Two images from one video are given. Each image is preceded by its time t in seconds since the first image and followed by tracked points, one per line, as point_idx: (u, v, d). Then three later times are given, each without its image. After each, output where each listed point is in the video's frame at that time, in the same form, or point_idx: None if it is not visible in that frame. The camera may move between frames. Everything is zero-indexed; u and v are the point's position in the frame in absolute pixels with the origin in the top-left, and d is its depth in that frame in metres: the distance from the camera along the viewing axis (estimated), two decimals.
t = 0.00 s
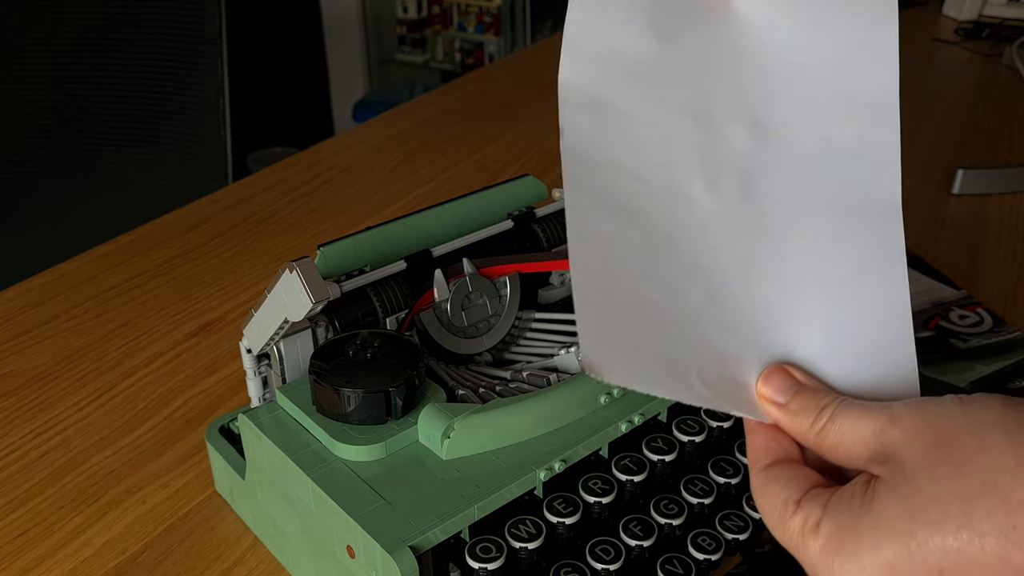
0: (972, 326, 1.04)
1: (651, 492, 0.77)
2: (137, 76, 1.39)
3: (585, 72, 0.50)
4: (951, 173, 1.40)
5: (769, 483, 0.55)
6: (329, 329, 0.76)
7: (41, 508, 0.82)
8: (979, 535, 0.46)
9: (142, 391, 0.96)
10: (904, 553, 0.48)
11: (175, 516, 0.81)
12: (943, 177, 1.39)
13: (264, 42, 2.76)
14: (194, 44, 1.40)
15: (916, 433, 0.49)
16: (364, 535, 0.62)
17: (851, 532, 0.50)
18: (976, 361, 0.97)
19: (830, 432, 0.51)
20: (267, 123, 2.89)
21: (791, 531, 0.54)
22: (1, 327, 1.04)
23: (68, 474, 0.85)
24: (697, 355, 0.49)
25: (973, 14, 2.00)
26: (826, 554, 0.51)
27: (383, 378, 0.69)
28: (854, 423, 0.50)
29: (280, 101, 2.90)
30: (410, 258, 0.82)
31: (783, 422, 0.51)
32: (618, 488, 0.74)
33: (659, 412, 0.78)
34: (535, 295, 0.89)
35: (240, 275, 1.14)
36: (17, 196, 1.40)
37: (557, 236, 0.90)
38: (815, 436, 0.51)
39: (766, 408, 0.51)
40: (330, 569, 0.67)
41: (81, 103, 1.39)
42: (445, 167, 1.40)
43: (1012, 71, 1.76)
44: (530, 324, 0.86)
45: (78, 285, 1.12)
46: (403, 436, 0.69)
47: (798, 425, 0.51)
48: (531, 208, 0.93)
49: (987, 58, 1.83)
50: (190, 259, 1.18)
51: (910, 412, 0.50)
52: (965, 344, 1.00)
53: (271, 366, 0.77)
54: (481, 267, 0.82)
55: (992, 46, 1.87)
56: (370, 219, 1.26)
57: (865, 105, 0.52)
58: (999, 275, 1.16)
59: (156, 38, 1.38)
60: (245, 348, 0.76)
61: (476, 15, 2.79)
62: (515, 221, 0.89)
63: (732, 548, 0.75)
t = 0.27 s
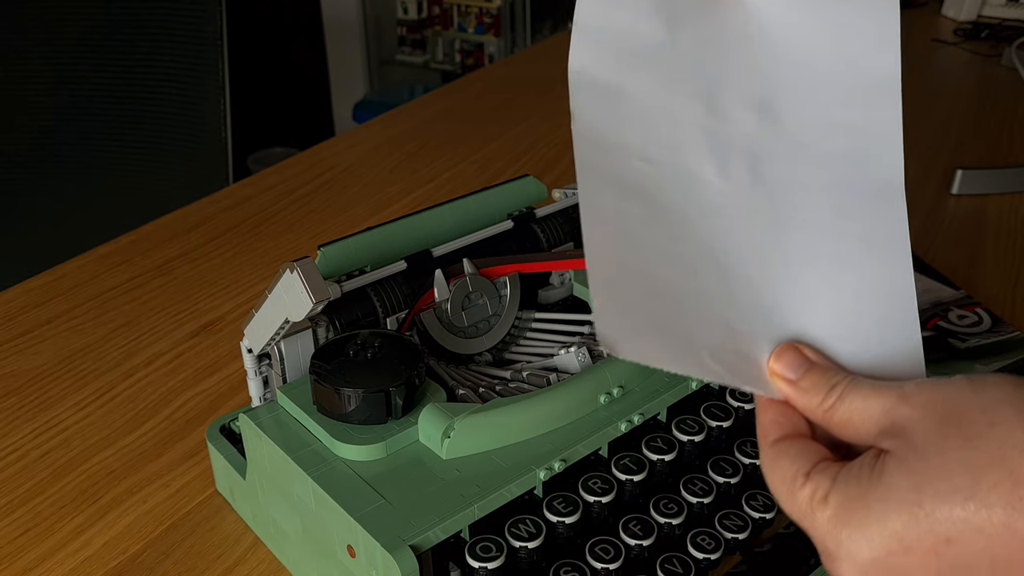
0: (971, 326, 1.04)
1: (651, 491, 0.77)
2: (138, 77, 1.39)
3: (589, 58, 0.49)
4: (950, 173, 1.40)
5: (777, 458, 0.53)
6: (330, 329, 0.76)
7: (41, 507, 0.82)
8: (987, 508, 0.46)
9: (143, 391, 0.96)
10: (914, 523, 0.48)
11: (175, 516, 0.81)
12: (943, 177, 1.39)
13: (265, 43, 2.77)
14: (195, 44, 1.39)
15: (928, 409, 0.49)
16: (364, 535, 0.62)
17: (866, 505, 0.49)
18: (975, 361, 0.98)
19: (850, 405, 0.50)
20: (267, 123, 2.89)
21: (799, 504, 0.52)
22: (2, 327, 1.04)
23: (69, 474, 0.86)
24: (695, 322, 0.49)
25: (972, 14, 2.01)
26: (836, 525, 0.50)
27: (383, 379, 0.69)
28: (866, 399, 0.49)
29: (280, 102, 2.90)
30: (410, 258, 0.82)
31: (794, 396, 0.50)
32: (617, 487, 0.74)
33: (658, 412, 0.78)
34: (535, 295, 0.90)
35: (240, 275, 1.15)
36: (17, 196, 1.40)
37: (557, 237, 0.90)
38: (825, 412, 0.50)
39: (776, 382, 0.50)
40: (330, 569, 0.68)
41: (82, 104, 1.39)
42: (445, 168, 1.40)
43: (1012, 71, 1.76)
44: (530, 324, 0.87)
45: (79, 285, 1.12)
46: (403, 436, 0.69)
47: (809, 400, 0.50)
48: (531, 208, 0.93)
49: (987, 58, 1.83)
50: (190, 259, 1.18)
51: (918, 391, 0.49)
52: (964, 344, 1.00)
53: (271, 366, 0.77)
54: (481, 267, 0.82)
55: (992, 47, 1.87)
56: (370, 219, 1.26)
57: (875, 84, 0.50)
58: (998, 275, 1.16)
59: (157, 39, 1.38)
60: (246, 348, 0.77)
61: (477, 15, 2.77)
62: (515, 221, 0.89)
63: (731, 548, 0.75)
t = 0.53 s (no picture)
0: (970, 326, 1.04)
1: (650, 491, 0.77)
2: (140, 76, 1.40)
3: None
4: (949, 173, 1.40)
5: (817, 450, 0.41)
6: (330, 329, 0.76)
7: (42, 507, 0.82)
8: None
9: (144, 391, 0.96)
10: (952, 505, 0.35)
11: (176, 516, 0.81)
12: (942, 178, 1.40)
13: (265, 44, 2.78)
14: (195, 45, 1.40)
15: (985, 397, 0.37)
16: (364, 535, 0.62)
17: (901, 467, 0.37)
18: (974, 362, 0.98)
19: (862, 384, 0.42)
20: (267, 125, 2.90)
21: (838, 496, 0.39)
22: (2, 327, 1.05)
23: (70, 474, 0.86)
24: (613, 171, 0.21)
25: (971, 15, 2.01)
26: (874, 514, 0.37)
27: (383, 379, 0.69)
28: (917, 399, 0.40)
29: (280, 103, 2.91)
30: (411, 258, 0.82)
31: (838, 409, 0.42)
32: (617, 487, 0.74)
33: (658, 412, 0.78)
34: (536, 295, 0.90)
35: (241, 275, 1.15)
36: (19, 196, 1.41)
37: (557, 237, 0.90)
38: (867, 420, 0.41)
39: (819, 395, 0.43)
40: (331, 568, 0.68)
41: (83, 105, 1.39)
42: (444, 168, 1.40)
43: (1011, 72, 1.76)
44: (530, 324, 0.87)
45: (80, 285, 1.12)
46: (403, 436, 0.70)
47: (852, 410, 0.42)
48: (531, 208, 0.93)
49: (985, 59, 1.83)
50: (191, 259, 1.18)
51: (978, 387, 0.38)
52: (963, 344, 1.01)
53: (272, 365, 0.77)
54: (481, 267, 0.82)
55: (991, 47, 1.87)
56: (371, 219, 1.27)
57: None
58: (997, 275, 1.16)
59: (159, 40, 1.39)
60: (246, 348, 0.77)
61: (477, 18, 2.70)
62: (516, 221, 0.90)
63: (731, 547, 0.75)
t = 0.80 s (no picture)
0: (970, 326, 1.04)
1: (650, 491, 0.77)
2: (141, 76, 1.39)
3: None
4: (949, 173, 1.40)
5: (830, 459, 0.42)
6: (330, 328, 0.76)
7: (41, 507, 0.82)
8: None
9: (144, 391, 0.96)
10: (969, 504, 0.35)
11: (176, 516, 0.81)
12: (942, 178, 1.40)
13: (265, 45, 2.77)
14: (196, 45, 1.40)
15: (989, 406, 0.37)
16: (364, 535, 0.62)
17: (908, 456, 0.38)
18: (974, 361, 0.98)
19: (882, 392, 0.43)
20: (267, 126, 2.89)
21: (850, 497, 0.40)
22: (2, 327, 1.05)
23: (70, 474, 0.86)
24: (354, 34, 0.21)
25: (972, 15, 2.01)
26: (887, 515, 0.38)
27: (383, 379, 0.69)
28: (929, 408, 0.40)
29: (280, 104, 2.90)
30: (411, 258, 0.82)
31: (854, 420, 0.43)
32: (617, 487, 0.74)
33: (658, 412, 0.78)
34: (536, 295, 0.90)
35: (241, 275, 1.15)
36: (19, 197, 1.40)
37: (556, 237, 0.91)
38: (881, 428, 0.42)
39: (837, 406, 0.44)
40: (331, 568, 0.68)
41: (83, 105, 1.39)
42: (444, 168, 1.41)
43: (1011, 72, 1.76)
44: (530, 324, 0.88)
45: (80, 285, 1.12)
46: (404, 436, 0.70)
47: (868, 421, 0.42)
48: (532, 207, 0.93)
49: (986, 60, 1.83)
50: (191, 259, 1.18)
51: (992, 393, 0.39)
52: (963, 344, 1.01)
53: (271, 365, 0.77)
54: (481, 267, 0.83)
55: (991, 48, 1.87)
56: (371, 219, 1.27)
57: None
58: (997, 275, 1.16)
59: (160, 40, 1.39)
60: (246, 347, 0.77)
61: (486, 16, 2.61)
62: (516, 221, 0.89)
63: (731, 547, 0.75)
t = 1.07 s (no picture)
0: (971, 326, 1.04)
1: (650, 491, 0.77)
2: (140, 74, 1.40)
3: None
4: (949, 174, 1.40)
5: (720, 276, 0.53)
6: (330, 328, 0.76)
7: (41, 507, 0.82)
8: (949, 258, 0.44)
9: (144, 391, 0.96)
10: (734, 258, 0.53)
11: (176, 516, 0.81)
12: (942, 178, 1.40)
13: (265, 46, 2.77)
14: (195, 44, 1.43)
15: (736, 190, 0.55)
16: (364, 535, 0.62)
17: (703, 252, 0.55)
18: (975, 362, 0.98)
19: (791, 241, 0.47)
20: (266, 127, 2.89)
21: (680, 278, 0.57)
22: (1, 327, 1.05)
23: (70, 474, 0.86)
24: None
25: (973, 15, 2.01)
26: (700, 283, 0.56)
27: (383, 379, 0.69)
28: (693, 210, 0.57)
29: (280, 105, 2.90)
30: (412, 258, 0.82)
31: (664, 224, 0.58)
32: (617, 487, 0.74)
33: (658, 412, 0.78)
34: (535, 295, 0.90)
35: (241, 275, 1.15)
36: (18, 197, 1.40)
37: (556, 237, 0.90)
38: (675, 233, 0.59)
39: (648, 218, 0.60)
40: (331, 568, 0.68)
41: (84, 105, 1.38)
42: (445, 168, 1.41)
43: (1011, 72, 1.76)
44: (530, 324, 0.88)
45: (80, 285, 1.12)
46: (404, 436, 0.70)
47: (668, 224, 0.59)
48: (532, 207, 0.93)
49: (986, 61, 1.83)
50: (191, 259, 1.18)
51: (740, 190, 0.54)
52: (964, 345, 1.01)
53: (271, 365, 0.77)
54: (481, 267, 0.83)
55: (991, 48, 1.87)
56: (371, 220, 1.27)
57: None
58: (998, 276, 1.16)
59: (160, 39, 1.41)
60: (246, 348, 0.77)
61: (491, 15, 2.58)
62: (515, 221, 0.89)
63: (731, 547, 0.75)
